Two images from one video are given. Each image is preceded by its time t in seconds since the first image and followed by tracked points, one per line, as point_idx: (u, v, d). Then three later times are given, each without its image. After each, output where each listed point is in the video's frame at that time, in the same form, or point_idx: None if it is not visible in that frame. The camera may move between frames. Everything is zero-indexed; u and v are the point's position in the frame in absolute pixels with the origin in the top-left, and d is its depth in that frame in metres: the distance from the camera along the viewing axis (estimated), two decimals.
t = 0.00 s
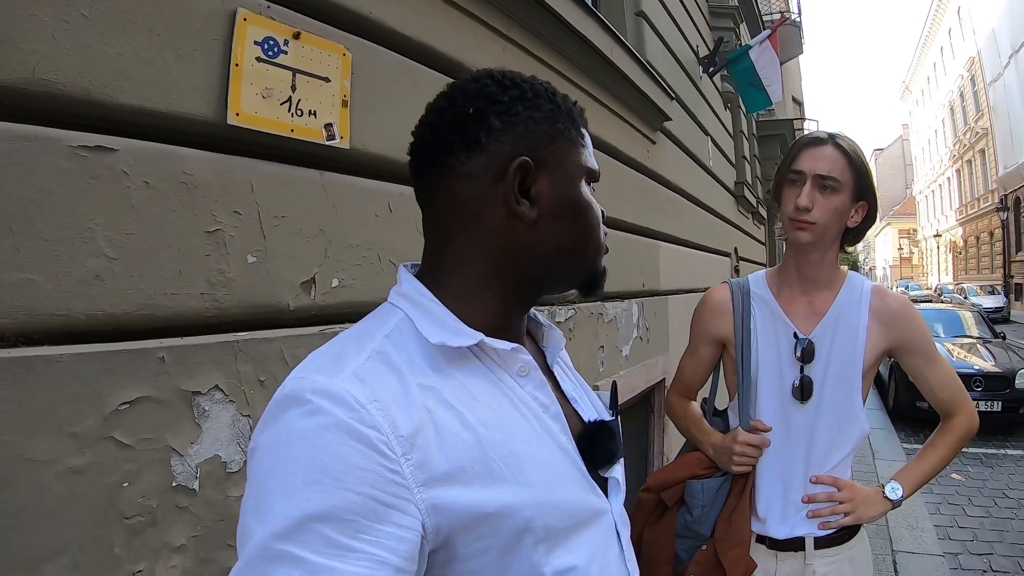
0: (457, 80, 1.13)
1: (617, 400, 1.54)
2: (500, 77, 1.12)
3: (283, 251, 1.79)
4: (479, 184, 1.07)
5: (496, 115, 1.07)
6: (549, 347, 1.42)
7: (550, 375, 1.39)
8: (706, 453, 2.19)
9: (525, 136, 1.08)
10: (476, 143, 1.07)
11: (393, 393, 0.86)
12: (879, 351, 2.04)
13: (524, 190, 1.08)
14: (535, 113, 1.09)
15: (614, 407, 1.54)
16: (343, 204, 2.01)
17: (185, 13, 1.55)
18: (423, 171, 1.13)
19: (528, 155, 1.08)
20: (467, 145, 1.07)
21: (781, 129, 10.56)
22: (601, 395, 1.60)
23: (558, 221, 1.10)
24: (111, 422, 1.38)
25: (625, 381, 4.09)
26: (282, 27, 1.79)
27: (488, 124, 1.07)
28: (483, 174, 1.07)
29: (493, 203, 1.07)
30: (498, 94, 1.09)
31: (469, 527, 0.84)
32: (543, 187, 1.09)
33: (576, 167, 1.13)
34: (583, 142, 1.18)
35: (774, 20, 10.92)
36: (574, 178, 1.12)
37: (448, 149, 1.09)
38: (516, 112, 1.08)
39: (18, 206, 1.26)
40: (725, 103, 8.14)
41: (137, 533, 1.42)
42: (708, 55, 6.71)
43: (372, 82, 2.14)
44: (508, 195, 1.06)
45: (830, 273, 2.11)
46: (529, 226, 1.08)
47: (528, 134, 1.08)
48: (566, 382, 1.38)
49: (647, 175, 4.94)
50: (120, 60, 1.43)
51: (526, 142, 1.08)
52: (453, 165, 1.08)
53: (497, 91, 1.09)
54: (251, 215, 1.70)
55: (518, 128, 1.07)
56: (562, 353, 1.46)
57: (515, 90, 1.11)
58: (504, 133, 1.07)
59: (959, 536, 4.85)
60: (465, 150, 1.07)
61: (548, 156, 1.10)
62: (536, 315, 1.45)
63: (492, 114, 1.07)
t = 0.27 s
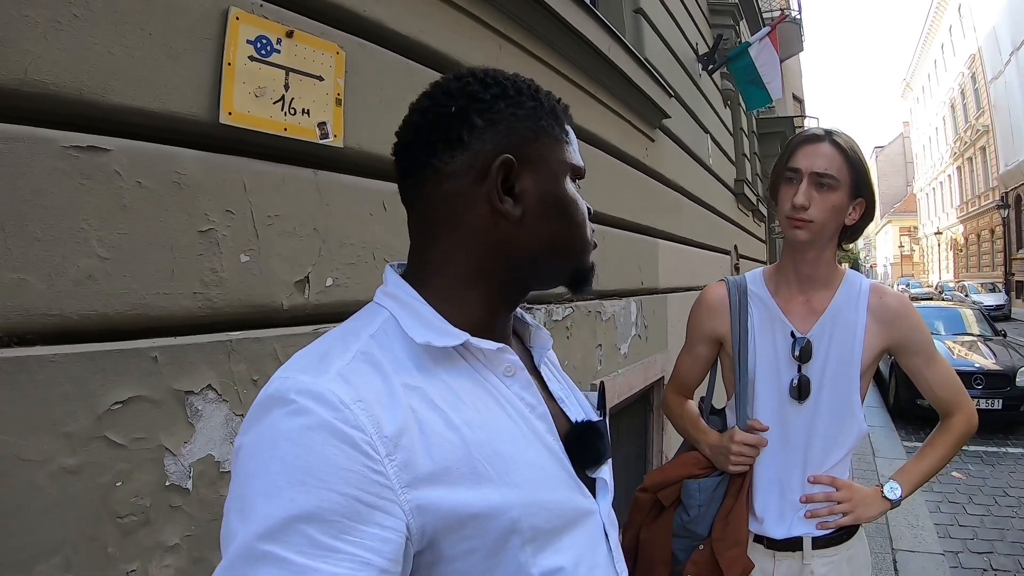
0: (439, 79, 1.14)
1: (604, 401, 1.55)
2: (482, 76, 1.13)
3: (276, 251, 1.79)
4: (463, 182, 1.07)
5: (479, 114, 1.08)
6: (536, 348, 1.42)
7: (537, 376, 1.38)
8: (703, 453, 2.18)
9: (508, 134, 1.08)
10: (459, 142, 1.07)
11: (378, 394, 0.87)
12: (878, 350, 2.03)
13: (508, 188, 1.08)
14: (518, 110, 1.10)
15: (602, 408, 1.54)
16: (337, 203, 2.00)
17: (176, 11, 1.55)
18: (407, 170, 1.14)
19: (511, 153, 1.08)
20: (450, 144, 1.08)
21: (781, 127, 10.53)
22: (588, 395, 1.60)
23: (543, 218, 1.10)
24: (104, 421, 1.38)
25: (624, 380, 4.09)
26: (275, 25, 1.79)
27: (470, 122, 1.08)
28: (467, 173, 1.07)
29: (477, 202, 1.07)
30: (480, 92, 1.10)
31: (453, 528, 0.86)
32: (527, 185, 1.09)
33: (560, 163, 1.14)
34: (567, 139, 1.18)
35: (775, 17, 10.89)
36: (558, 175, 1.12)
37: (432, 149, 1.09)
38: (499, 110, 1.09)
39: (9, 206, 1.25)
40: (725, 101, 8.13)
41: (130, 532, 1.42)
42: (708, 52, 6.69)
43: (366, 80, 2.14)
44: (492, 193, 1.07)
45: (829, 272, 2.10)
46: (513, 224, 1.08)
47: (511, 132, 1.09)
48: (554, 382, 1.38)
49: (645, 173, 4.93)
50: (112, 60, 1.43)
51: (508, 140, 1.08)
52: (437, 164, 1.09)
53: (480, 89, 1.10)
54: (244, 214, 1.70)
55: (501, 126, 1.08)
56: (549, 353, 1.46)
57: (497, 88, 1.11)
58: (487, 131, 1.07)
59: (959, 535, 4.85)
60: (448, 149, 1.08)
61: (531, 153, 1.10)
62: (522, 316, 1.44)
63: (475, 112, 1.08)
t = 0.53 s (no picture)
0: (433, 82, 1.15)
1: (597, 402, 1.55)
2: (475, 78, 1.13)
3: (276, 252, 1.80)
4: (456, 185, 1.08)
5: (471, 116, 1.09)
6: (528, 350, 1.42)
7: (530, 378, 1.39)
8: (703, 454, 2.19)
9: (500, 137, 1.09)
10: (452, 144, 1.08)
11: (372, 396, 0.88)
12: (880, 351, 2.04)
13: (500, 190, 1.08)
14: (510, 112, 1.10)
15: (594, 410, 1.55)
16: (337, 204, 2.01)
17: (175, 13, 1.56)
18: (401, 172, 1.15)
19: (504, 155, 1.09)
20: (442, 146, 1.08)
21: (784, 126, 10.51)
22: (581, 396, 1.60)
23: (536, 220, 1.10)
24: (104, 422, 1.39)
25: (625, 380, 4.09)
26: (274, 27, 1.79)
27: (463, 125, 1.08)
28: (459, 175, 1.08)
29: (470, 204, 1.08)
30: (472, 95, 1.10)
31: (447, 530, 0.86)
32: (519, 187, 1.09)
33: (554, 165, 1.14)
34: (561, 141, 1.18)
35: (777, 16, 10.85)
36: (551, 177, 1.12)
37: (425, 152, 1.10)
38: (491, 112, 1.09)
39: (9, 208, 1.26)
40: (728, 100, 8.12)
41: (130, 532, 1.43)
42: (709, 52, 6.67)
43: (366, 81, 2.14)
44: (484, 196, 1.07)
45: (830, 273, 2.10)
46: (506, 226, 1.09)
47: (503, 134, 1.09)
48: (546, 384, 1.39)
49: (647, 173, 4.93)
50: (111, 62, 1.44)
51: (501, 142, 1.09)
52: (430, 167, 1.10)
53: (472, 92, 1.11)
54: (244, 215, 1.71)
55: (493, 128, 1.08)
56: (541, 355, 1.47)
57: (490, 90, 1.12)
58: (479, 133, 1.08)
59: (961, 535, 4.83)
60: (441, 152, 1.09)
61: (523, 155, 1.10)
62: (514, 317, 1.46)
63: (467, 114, 1.09)
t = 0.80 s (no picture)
0: (419, 80, 1.15)
1: (587, 399, 1.55)
2: (461, 75, 1.13)
3: (275, 250, 1.80)
4: (442, 183, 1.08)
5: (457, 113, 1.09)
6: (518, 349, 1.42)
7: (519, 376, 1.39)
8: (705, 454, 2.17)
9: (486, 134, 1.09)
10: (438, 142, 1.08)
11: (361, 395, 0.88)
12: (884, 350, 2.02)
13: (487, 188, 1.09)
14: (495, 109, 1.10)
15: (585, 408, 1.55)
16: (336, 202, 2.01)
17: (174, 13, 1.56)
18: (388, 170, 1.15)
19: (490, 153, 1.09)
20: (428, 144, 1.08)
21: (789, 124, 10.45)
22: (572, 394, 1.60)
23: (524, 217, 1.10)
24: (103, 420, 1.40)
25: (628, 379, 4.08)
26: (273, 26, 1.79)
27: (449, 122, 1.08)
28: (445, 173, 1.08)
29: (456, 202, 1.08)
30: (458, 92, 1.10)
31: (437, 530, 0.86)
32: (506, 184, 1.10)
33: (541, 162, 1.14)
34: (548, 137, 1.18)
35: (783, 13, 10.78)
36: (539, 174, 1.13)
37: (411, 150, 1.10)
38: (477, 110, 1.09)
39: (8, 208, 1.27)
40: (733, 98, 8.08)
41: (129, 529, 1.44)
42: (714, 50, 6.64)
43: (365, 80, 2.14)
44: (470, 194, 1.07)
45: (833, 271, 2.09)
46: (493, 224, 1.09)
47: (489, 131, 1.09)
48: (535, 382, 1.39)
49: (651, 171, 4.91)
50: (111, 62, 1.45)
51: (486, 140, 1.09)
52: (416, 165, 1.10)
53: (458, 89, 1.11)
54: (243, 214, 1.72)
55: (479, 125, 1.09)
56: (531, 353, 1.46)
57: (476, 87, 1.12)
58: (465, 131, 1.08)
59: (967, 536, 4.80)
60: (427, 149, 1.09)
61: (510, 152, 1.10)
62: (504, 315, 1.46)
63: (453, 112, 1.09)
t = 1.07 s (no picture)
0: (420, 81, 1.15)
1: (591, 399, 1.55)
2: (463, 76, 1.14)
3: (283, 250, 1.81)
4: (444, 183, 1.09)
5: (459, 114, 1.09)
6: (522, 348, 1.43)
7: (523, 375, 1.39)
8: (713, 452, 2.17)
9: (488, 134, 1.09)
10: (440, 143, 1.08)
11: (366, 396, 0.88)
12: (892, 348, 2.01)
13: (489, 188, 1.09)
14: (497, 109, 1.11)
15: (588, 407, 1.55)
16: (344, 202, 2.02)
17: (184, 14, 1.57)
18: (391, 171, 1.15)
19: (492, 153, 1.09)
20: (431, 145, 1.09)
21: (795, 125, 10.42)
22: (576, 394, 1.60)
23: (527, 216, 1.11)
24: (113, 418, 1.41)
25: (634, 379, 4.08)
26: (282, 27, 1.80)
27: (451, 123, 1.09)
28: (447, 174, 1.09)
29: (459, 202, 1.08)
30: (460, 93, 1.11)
31: (443, 530, 0.87)
32: (509, 184, 1.10)
33: (544, 162, 1.14)
34: (551, 137, 1.18)
35: (789, 13, 10.74)
36: (541, 173, 1.13)
37: (413, 151, 1.11)
38: (479, 110, 1.10)
39: (19, 207, 1.28)
40: (739, 99, 8.06)
41: (138, 526, 1.45)
42: (720, 50, 6.62)
43: (373, 80, 2.15)
44: (473, 194, 1.08)
45: (840, 270, 2.09)
46: (496, 223, 1.09)
47: (491, 132, 1.09)
48: (540, 382, 1.39)
49: (657, 172, 4.91)
50: (120, 63, 1.46)
51: (489, 140, 1.09)
52: (418, 166, 1.10)
53: (460, 90, 1.11)
54: (252, 214, 1.72)
55: (481, 126, 1.09)
56: (536, 353, 1.47)
57: (477, 88, 1.12)
58: (467, 131, 1.09)
59: (972, 538, 4.78)
60: (429, 150, 1.09)
61: (512, 152, 1.11)
62: (508, 315, 1.46)
63: (455, 113, 1.09)
